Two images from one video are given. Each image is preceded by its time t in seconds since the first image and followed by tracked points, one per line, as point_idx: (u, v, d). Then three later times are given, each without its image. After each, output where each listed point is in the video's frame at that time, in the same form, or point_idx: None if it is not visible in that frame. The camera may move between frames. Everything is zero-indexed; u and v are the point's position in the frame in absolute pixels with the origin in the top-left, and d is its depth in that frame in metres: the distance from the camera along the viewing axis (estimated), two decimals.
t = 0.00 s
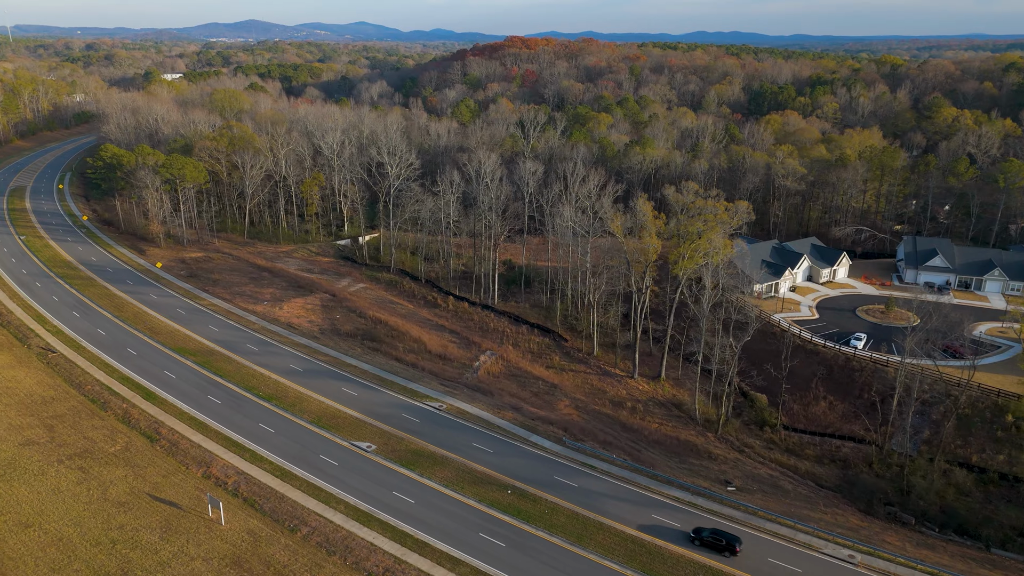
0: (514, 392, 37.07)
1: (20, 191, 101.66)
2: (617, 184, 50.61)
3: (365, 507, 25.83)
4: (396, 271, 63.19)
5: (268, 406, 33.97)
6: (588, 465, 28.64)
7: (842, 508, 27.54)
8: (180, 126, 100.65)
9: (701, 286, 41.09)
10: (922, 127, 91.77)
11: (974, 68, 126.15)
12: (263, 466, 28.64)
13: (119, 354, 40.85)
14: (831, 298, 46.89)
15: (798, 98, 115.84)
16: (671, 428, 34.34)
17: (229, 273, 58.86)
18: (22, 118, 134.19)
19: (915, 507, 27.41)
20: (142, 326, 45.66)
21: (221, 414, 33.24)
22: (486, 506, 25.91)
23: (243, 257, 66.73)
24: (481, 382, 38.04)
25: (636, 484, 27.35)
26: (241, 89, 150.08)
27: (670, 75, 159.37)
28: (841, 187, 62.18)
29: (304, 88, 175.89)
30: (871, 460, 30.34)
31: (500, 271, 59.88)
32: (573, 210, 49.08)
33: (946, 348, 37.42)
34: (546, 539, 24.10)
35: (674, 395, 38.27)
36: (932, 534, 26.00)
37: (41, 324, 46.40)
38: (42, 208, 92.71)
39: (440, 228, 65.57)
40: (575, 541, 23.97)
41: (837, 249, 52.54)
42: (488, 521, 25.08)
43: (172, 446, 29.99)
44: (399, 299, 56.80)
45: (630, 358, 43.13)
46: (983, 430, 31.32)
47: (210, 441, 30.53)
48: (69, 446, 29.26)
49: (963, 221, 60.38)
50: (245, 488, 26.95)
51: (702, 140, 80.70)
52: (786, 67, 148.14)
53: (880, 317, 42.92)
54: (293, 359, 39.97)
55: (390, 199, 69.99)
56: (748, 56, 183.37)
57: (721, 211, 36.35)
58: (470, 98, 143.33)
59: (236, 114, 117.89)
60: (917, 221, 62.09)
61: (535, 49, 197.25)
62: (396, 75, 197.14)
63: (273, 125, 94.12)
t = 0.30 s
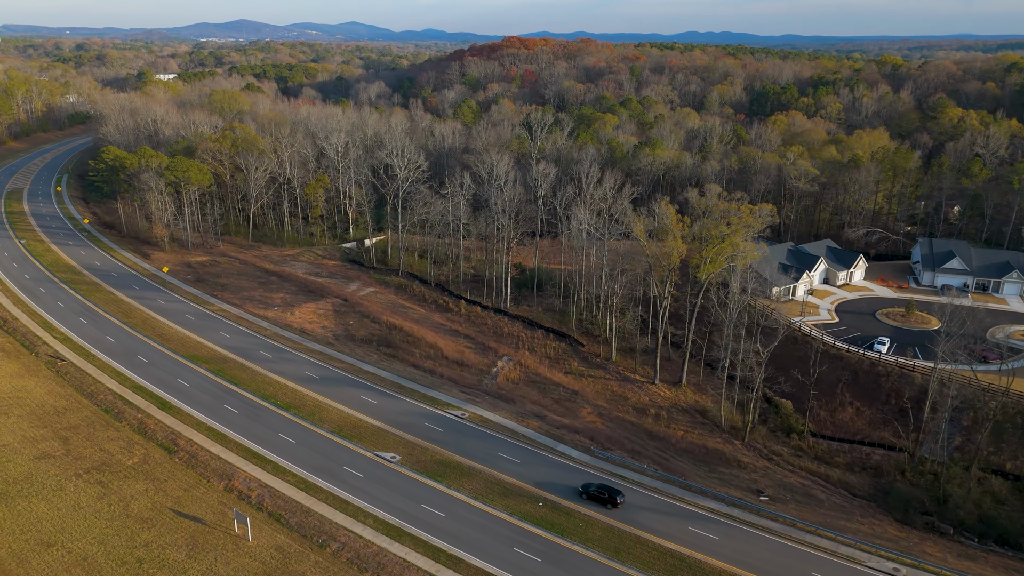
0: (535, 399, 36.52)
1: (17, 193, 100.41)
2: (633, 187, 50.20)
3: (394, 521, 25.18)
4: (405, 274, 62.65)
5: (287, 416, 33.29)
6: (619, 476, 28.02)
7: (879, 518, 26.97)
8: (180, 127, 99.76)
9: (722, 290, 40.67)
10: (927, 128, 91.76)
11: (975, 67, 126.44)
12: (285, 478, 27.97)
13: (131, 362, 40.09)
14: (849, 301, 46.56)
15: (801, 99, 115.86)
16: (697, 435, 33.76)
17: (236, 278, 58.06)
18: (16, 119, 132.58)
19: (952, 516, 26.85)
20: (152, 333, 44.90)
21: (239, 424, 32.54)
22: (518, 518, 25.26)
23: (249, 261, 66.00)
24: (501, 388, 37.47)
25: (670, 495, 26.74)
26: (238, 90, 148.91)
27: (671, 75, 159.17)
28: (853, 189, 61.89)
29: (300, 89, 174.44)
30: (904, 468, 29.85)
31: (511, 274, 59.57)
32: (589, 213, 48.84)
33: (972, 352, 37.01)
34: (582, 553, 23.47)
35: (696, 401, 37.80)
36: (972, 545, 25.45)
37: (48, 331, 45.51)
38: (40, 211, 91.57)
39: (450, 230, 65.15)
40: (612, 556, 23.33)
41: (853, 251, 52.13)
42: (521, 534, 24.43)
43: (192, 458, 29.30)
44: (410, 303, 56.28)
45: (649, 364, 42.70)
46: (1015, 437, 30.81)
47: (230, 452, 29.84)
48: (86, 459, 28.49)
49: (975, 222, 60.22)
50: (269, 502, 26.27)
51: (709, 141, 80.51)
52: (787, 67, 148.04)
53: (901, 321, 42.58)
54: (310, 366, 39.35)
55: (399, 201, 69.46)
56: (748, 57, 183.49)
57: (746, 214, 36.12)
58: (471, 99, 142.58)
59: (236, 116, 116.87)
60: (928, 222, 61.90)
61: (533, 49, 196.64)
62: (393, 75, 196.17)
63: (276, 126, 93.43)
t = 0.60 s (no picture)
0: (555, 406, 35.87)
1: (8, 197, 98.53)
2: (647, 188, 49.94)
3: (425, 537, 24.47)
4: (411, 279, 61.95)
5: (305, 427, 32.52)
6: (651, 486, 27.43)
7: (916, 526, 26.50)
8: (176, 129, 98.40)
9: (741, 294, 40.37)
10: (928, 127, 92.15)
11: (970, 67, 127.31)
12: (309, 492, 27.21)
13: (139, 371, 39.14)
14: (865, 303, 46.34)
15: (799, 99, 116.13)
16: (723, 443, 33.23)
17: (241, 283, 57.10)
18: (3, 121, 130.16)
19: (990, 524, 26.39)
20: (159, 341, 43.92)
21: (257, 435, 31.74)
22: (552, 532, 24.64)
23: (251, 266, 65.00)
24: (520, 395, 36.83)
25: (705, 506, 26.19)
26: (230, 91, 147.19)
27: (667, 76, 159.17)
28: (861, 189, 61.82)
29: (293, 89, 172.70)
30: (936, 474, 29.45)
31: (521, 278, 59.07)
32: (603, 216, 48.84)
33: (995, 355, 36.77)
34: (621, 568, 22.86)
35: (718, 407, 37.36)
36: (1013, 552, 24.99)
37: (51, 339, 44.40)
38: (33, 215, 89.88)
39: (457, 233, 64.64)
40: (653, 570, 22.72)
41: (865, 253, 51.96)
42: (557, 549, 23.80)
43: (211, 472, 28.47)
44: (418, 307, 55.58)
45: (667, 369, 42.25)
46: None
47: (250, 466, 29.04)
48: (102, 474, 27.62)
49: (982, 221, 60.30)
50: (295, 517, 25.50)
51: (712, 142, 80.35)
52: (783, 67, 148.40)
53: (919, 323, 42.39)
54: (325, 374, 38.61)
55: (404, 203, 68.78)
56: (743, 57, 183.91)
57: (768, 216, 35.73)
58: (468, 99, 141.73)
59: (232, 117, 115.42)
60: (936, 223, 61.92)
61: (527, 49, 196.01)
62: (387, 75, 194.81)
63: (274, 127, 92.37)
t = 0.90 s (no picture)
0: (576, 413, 35.25)
1: None
2: (659, 191, 49.53)
3: (458, 554, 23.75)
4: (417, 283, 61.18)
5: (323, 438, 31.71)
6: (684, 497, 26.88)
7: (953, 535, 26.09)
8: (170, 130, 96.85)
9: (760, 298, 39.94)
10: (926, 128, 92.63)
11: (964, 67, 128.37)
12: (334, 507, 26.43)
13: (147, 382, 38.14)
14: (879, 306, 46.21)
15: (796, 99, 116.46)
16: (749, 450, 32.74)
17: (245, 288, 56.05)
18: None
19: None
20: (165, 350, 42.88)
21: (275, 448, 30.91)
22: (588, 547, 24.01)
23: (254, 270, 63.95)
24: (540, 403, 36.19)
25: (741, 518, 25.65)
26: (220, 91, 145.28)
27: (662, 76, 159.21)
28: (868, 190, 61.79)
29: (284, 89, 170.76)
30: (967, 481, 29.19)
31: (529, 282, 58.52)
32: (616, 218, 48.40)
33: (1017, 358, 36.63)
34: None
35: (740, 413, 36.90)
36: None
37: (54, 348, 43.18)
38: (25, 219, 88.05)
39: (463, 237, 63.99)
40: None
41: (877, 254, 51.85)
42: (595, 565, 23.18)
43: (231, 487, 27.62)
44: (426, 311, 54.81)
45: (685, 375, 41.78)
46: None
47: (271, 480, 28.22)
48: (118, 492, 26.73)
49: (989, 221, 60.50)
50: (321, 534, 24.72)
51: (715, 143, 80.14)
52: (778, 67, 148.96)
53: (937, 326, 42.33)
54: (340, 384, 37.79)
55: (408, 205, 67.99)
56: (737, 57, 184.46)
57: (792, 217, 35.38)
58: (464, 100, 140.96)
59: (226, 119, 113.95)
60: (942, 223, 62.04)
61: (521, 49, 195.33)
62: (379, 75, 193.35)
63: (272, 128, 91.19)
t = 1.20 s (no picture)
0: (597, 420, 34.75)
1: None
2: (672, 193, 49.32)
3: (490, 569, 23.15)
4: (423, 286, 60.52)
5: (342, 449, 31.05)
6: (715, 507, 26.43)
7: (988, 543, 25.78)
8: (164, 131, 95.54)
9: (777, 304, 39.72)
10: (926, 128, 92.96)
11: (958, 67, 129.26)
12: (359, 521, 25.77)
13: (156, 391, 37.33)
14: (893, 307, 46.12)
15: (793, 99, 116.75)
16: (773, 456, 32.33)
17: (249, 293, 55.15)
18: None
19: None
20: (172, 357, 42.01)
21: (294, 459, 30.22)
22: (623, 560, 23.49)
23: (256, 274, 63.06)
24: (559, 410, 35.68)
25: (776, 529, 25.20)
26: (212, 92, 143.57)
27: (658, 76, 159.27)
28: (874, 191, 61.76)
29: (275, 90, 169.08)
30: (997, 486, 28.98)
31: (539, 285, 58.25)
32: (630, 222, 48.17)
33: None
34: None
35: (760, 418, 36.57)
36: None
37: (58, 357, 42.16)
38: (17, 223, 86.40)
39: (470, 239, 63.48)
40: None
41: (887, 256, 51.80)
42: None
43: (251, 501, 26.93)
44: (434, 315, 54.18)
45: (702, 379, 41.48)
46: None
47: (292, 493, 27.52)
48: (136, 508, 25.99)
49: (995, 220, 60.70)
50: (348, 550, 24.08)
51: (718, 144, 80.03)
52: (774, 67, 149.40)
53: (953, 327, 42.30)
54: (355, 392, 37.13)
55: (413, 207, 67.38)
56: (731, 57, 184.91)
57: (815, 221, 35.07)
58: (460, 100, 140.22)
59: (221, 120, 112.71)
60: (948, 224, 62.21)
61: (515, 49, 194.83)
62: (373, 75, 192.11)
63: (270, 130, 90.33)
